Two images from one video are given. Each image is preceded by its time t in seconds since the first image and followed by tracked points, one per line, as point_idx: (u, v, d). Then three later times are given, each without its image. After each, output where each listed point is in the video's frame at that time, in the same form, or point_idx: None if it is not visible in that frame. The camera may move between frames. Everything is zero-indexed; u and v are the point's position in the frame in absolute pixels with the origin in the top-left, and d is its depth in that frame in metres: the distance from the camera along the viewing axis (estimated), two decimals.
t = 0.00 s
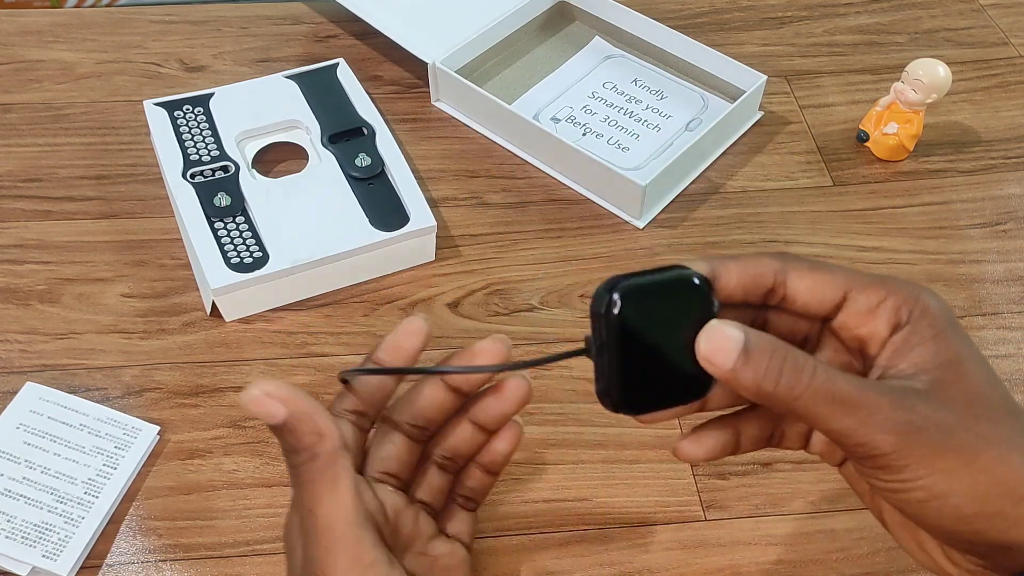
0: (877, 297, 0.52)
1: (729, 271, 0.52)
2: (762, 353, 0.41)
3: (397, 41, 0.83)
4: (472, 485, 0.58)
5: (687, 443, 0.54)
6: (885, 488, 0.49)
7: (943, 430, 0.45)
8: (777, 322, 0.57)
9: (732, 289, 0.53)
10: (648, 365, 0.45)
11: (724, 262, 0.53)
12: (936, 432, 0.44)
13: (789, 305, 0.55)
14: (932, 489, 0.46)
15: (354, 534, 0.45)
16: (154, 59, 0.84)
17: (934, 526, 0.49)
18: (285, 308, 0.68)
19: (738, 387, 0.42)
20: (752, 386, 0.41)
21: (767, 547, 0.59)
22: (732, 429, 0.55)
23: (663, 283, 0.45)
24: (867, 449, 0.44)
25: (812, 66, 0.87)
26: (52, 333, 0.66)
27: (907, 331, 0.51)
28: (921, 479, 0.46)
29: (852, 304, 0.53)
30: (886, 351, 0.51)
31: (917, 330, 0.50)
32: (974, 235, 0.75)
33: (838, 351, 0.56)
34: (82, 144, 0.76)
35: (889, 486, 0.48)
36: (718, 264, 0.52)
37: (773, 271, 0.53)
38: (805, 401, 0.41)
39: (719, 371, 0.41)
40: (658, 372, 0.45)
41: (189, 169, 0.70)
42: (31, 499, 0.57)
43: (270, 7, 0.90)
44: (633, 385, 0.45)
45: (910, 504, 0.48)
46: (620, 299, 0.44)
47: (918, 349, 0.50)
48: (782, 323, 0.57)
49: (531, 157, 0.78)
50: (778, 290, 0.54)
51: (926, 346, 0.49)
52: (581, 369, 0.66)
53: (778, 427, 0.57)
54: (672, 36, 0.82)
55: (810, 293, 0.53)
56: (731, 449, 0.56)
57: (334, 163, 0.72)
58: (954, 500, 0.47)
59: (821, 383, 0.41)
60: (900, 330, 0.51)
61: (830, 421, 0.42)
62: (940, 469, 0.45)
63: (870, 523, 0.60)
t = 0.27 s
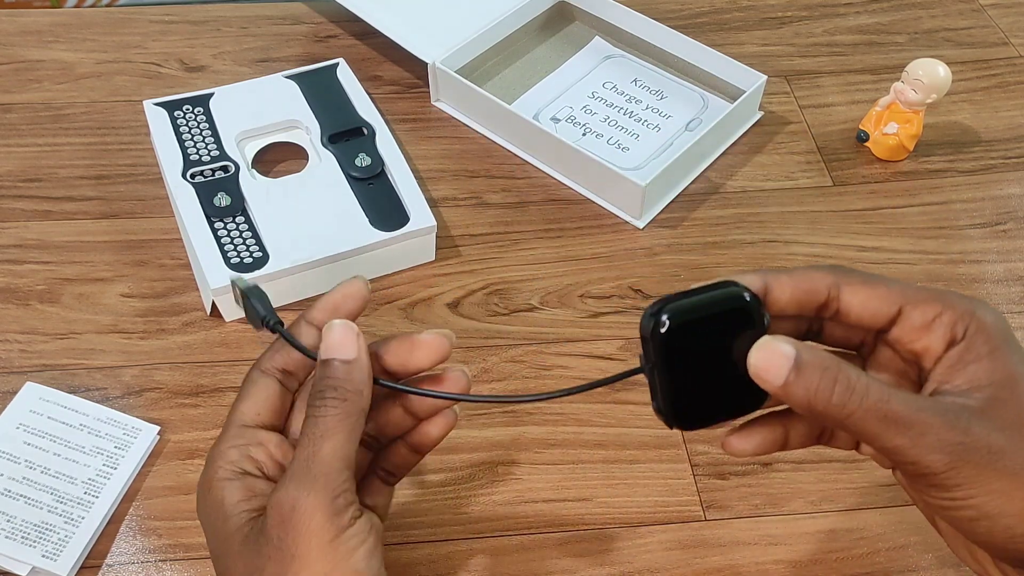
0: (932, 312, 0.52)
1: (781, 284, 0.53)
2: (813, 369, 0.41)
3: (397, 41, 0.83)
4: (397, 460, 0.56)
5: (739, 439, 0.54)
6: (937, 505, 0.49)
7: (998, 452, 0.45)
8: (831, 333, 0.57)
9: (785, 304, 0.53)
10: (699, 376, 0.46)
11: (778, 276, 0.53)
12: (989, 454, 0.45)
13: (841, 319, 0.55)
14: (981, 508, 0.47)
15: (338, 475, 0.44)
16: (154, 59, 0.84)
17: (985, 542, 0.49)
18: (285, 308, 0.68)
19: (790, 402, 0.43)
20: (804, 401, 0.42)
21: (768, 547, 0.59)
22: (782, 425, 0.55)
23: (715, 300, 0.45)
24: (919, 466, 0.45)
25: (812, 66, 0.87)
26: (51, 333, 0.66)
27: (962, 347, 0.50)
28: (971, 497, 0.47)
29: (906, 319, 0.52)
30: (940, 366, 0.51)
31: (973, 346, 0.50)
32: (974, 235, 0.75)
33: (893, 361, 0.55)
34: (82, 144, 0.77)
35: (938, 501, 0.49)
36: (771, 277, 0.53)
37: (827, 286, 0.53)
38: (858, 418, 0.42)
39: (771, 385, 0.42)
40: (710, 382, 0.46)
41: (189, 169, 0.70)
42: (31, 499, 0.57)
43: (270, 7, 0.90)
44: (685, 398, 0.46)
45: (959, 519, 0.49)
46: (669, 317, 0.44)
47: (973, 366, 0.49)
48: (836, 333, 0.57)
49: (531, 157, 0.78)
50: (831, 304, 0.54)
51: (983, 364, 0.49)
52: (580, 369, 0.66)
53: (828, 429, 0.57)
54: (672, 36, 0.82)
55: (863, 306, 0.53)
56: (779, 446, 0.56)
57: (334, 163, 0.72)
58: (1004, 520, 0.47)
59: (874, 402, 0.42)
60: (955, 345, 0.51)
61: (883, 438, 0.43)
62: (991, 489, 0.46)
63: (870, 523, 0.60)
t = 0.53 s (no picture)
0: (900, 309, 0.53)
1: (754, 282, 0.55)
2: (791, 340, 0.43)
3: (397, 41, 0.83)
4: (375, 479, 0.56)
5: (726, 443, 0.56)
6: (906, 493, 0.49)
7: (965, 435, 0.45)
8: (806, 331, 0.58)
9: (759, 303, 0.55)
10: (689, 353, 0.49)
11: (752, 275, 0.55)
12: (959, 436, 0.45)
13: (815, 319, 0.56)
14: (952, 491, 0.46)
15: (387, 515, 0.46)
16: (154, 59, 0.84)
17: (955, 531, 0.49)
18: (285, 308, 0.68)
19: (770, 377, 0.45)
20: (782, 373, 0.44)
21: (768, 547, 0.59)
22: (763, 430, 0.57)
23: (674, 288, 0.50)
24: (889, 447, 0.45)
25: (812, 66, 0.87)
26: (51, 333, 0.66)
27: (931, 341, 0.51)
28: (940, 480, 0.46)
29: (875, 316, 0.53)
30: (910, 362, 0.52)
31: (941, 339, 0.51)
32: (974, 235, 0.75)
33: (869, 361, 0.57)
34: (82, 144, 0.76)
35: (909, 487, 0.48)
36: (745, 276, 0.55)
37: (798, 285, 0.55)
38: (833, 391, 0.43)
39: (750, 357, 0.45)
40: (703, 354, 0.49)
41: (189, 169, 0.70)
42: (31, 499, 0.57)
43: (270, 7, 0.90)
44: (686, 376, 0.49)
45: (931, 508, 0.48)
46: (637, 308, 0.49)
47: (943, 359, 0.50)
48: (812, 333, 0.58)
49: (531, 157, 0.78)
50: (803, 304, 0.55)
51: (951, 355, 0.50)
52: (580, 369, 0.66)
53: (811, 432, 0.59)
54: (672, 36, 0.82)
55: (835, 306, 0.54)
56: (763, 448, 0.58)
57: (334, 163, 0.72)
58: (976, 504, 0.47)
59: (850, 376, 0.43)
60: (924, 340, 0.52)
61: (857, 416, 0.44)
62: (959, 472, 0.46)
63: (870, 523, 0.60)
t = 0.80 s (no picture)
0: (882, 312, 0.53)
1: (743, 285, 0.55)
2: (779, 329, 0.44)
3: (397, 41, 0.83)
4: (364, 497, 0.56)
5: (717, 443, 0.56)
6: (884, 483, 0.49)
7: (942, 426, 0.46)
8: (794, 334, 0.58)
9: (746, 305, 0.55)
10: (686, 351, 0.49)
11: (740, 278, 0.55)
12: (938, 426, 0.46)
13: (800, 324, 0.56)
14: (930, 481, 0.46)
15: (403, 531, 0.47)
16: (154, 59, 0.84)
17: (928, 522, 0.49)
18: (285, 308, 0.68)
19: (759, 366, 0.45)
20: (770, 361, 0.44)
21: (768, 547, 0.59)
22: (749, 431, 0.57)
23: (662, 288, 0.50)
24: (870, 435, 0.45)
25: (811, 66, 0.87)
26: (51, 333, 0.66)
27: (910, 342, 0.52)
28: (919, 469, 0.46)
29: (857, 320, 0.53)
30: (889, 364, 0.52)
31: (920, 340, 0.51)
32: (973, 235, 0.75)
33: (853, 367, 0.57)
34: (82, 144, 0.76)
35: (886, 477, 0.48)
36: (733, 279, 0.55)
37: (785, 288, 0.54)
38: (818, 379, 0.43)
39: (739, 348, 0.45)
40: (699, 350, 0.49)
41: (189, 169, 0.70)
42: (31, 499, 0.57)
43: (270, 7, 0.90)
44: (686, 374, 0.49)
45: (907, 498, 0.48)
46: (630, 310, 0.49)
47: (921, 358, 0.51)
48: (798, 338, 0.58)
49: (531, 157, 0.78)
50: (789, 308, 0.55)
51: (929, 355, 0.50)
52: (580, 369, 0.66)
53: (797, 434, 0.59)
54: (672, 36, 0.82)
55: (820, 310, 0.54)
56: (751, 448, 0.58)
57: (334, 163, 0.72)
58: (953, 493, 0.47)
59: (836, 364, 0.43)
60: (904, 342, 0.52)
61: (840, 404, 0.44)
62: (934, 462, 0.46)
63: (869, 523, 0.60)
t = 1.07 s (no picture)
0: (873, 319, 0.53)
1: (736, 294, 0.55)
2: (771, 338, 0.44)
3: (397, 41, 0.83)
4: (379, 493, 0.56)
5: (709, 452, 0.57)
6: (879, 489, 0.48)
7: (935, 432, 0.46)
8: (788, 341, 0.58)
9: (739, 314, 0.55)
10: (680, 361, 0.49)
11: (733, 288, 0.56)
12: (931, 432, 0.45)
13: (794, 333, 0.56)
14: (925, 486, 0.46)
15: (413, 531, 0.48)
16: (154, 59, 0.84)
17: (922, 528, 0.49)
18: (285, 308, 0.68)
19: (751, 373, 0.45)
20: (762, 369, 0.44)
21: (768, 547, 0.59)
22: (742, 438, 0.58)
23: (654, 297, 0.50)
24: (863, 441, 0.45)
25: (811, 66, 0.87)
26: (51, 333, 0.66)
27: (903, 349, 0.51)
28: (913, 475, 0.46)
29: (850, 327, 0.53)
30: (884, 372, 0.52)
31: (913, 347, 0.51)
32: (973, 235, 0.75)
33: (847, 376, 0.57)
34: (82, 144, 0.76)
35: (880, 484, 0.48)
36: (727, 288, 0.56)
37: (777, 296, 0.55)
38: (810, 386, 0.43)
39: (733, 358, 0.45)
40: (693, 361, 0.49)
41: (189, 169, 0.70)
42: (31, 499, 0.57)
43: (270, 7, 0.90)
44: (680, 385, 0.49)
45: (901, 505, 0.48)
46: (624, 320, 0.49)
47: (914, 365, 0.51)
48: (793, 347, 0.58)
49: (531, 157, 0.78)
50: (782, 317, 0.55)
51: (922, 362, 0.50)
52: (580, 369, 0.66)
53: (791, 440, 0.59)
54: (672, 36, 0.82)
55: (813, 318, 0.54)
56: (744, 456, 0.58)
57: (334, 163, 0.72)
58: (948, 499, 0.46)
59: (828, 371, 0.43)
60: (896, 349, 0.52)
61: (832, 411, 0.44)
62: (927, 468, 0.46)
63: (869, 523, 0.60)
